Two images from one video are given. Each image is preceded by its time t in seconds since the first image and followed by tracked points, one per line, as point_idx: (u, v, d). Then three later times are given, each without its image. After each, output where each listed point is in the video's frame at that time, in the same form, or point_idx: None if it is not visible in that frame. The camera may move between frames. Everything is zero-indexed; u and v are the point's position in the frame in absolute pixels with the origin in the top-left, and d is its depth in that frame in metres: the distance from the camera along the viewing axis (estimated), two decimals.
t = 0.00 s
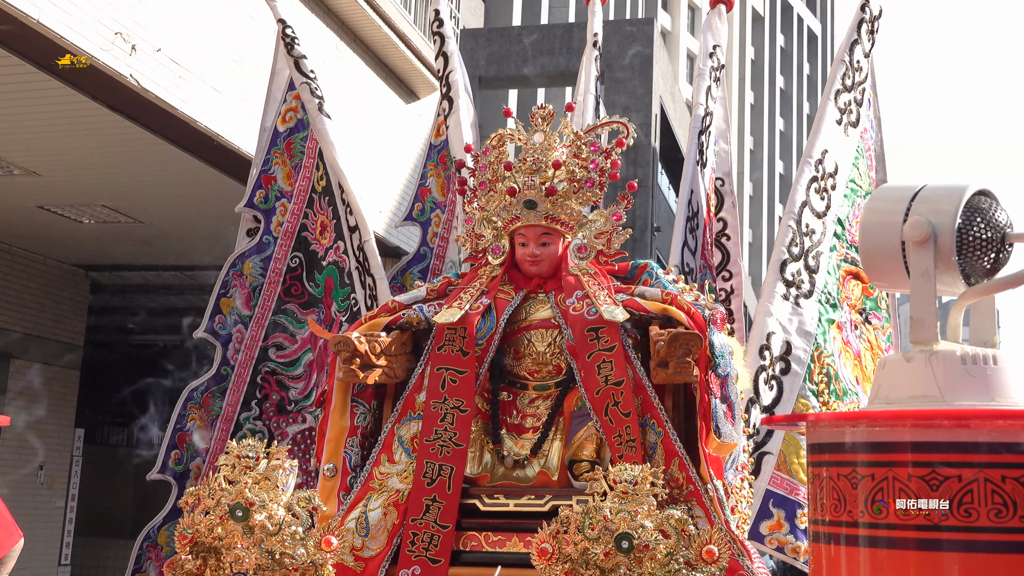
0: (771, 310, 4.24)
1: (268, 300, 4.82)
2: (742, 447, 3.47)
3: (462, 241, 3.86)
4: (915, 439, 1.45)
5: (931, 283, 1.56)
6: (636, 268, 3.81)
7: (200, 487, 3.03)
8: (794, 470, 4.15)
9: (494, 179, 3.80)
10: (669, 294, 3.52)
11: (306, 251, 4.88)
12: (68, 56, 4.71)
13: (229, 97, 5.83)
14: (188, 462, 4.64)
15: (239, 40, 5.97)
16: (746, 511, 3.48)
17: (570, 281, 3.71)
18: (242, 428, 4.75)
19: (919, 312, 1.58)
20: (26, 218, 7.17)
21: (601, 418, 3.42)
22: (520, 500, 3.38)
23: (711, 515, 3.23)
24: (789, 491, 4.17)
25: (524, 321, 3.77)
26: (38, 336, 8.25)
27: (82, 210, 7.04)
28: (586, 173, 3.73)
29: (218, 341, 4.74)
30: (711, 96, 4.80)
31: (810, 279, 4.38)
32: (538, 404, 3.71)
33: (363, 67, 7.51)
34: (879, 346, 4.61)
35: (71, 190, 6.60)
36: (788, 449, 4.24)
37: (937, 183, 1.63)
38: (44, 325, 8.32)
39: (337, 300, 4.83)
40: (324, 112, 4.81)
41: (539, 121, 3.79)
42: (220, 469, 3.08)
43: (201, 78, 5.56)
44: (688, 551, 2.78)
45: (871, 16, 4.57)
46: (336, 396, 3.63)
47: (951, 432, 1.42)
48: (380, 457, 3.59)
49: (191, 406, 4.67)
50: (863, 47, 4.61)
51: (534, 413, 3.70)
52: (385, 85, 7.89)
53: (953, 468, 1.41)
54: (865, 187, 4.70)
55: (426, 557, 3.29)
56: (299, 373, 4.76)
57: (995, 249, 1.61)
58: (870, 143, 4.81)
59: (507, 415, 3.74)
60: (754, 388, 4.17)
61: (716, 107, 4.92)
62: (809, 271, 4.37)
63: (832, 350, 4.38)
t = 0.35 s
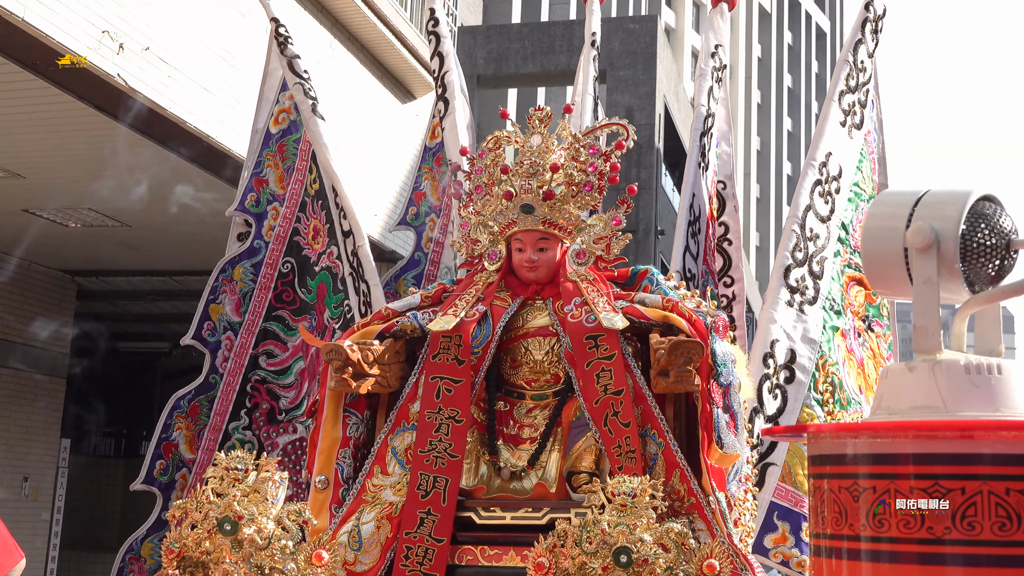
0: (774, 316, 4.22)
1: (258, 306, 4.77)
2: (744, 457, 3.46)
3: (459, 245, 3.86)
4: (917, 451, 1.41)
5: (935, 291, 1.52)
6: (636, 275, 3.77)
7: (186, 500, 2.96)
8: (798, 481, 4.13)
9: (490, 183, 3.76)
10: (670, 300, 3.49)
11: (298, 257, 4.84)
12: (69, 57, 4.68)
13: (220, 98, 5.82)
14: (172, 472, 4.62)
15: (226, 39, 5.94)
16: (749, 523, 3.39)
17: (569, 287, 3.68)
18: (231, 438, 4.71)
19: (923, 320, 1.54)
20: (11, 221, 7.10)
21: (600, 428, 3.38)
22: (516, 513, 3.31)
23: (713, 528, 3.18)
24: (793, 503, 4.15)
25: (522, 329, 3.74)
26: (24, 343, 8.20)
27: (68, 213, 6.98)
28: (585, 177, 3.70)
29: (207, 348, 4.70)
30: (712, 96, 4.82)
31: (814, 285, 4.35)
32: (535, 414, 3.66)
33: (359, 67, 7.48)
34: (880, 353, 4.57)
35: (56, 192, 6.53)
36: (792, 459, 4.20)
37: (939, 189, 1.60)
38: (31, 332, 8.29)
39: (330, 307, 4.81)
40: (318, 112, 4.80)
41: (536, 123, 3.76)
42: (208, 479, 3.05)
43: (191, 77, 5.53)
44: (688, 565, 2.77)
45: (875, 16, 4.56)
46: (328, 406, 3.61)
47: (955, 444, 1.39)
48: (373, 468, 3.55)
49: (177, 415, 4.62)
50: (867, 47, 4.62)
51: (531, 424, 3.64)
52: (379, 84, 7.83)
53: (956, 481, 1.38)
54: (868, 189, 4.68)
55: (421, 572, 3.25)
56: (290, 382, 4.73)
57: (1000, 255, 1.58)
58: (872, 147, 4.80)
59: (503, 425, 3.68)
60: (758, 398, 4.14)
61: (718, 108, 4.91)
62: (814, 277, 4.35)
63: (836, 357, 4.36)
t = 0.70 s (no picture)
0: (783, 317, 4.17)
1: (252, 305, 4.75)
2: (751, 462, 3.40)
3: (457, 243, 3.81)
4: (925, 452, 1.38)
5: (943, 289, 1.49)
6: (640, 273, 3.75)
7: (178, 503, 2.96)
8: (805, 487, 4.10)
9: (490, 179, 3.72)
10: (675, 300, 3.45)
11: (293, 255, 4.80)
12: (68, 56, 4.70)
13: (216, 95, 5.80)
14: (164, 476, 4.61)
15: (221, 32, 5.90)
16: (756, 528, 3.37)
17: (570, 285, 3.65)
18: (224, 441, 4.68)
19: (932, 320, 1.51)
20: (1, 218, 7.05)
21: (603, 430, 3.35)
22: (516, 517, 3.28)
23: (718, 532, 3.19)
24: (801, 509, 4.12)
25: (522, 329, 3.70)
26: (8, 343, 8.13)
27: (55, 211, 6.91)
28: (588, 173, 3.66)
29: (199, 350, 4.64)
30: (720, 90, 4.77)
31: (823, 284, 4.32)
32: (536, 416, 3.63)
33: (357, 59, 7.47)
34: (887, 355, 4.60)
35: (44, 189, 6.48)
36: (800, 461, 4.16)
37: (950, 183, 1.57)
38: (17, 333, 8.24)
39: (326, 306, 4.73)
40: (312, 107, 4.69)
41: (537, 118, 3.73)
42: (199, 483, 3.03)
43: (184, 71, 5.49)
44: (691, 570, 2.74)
45: (886, 8, 4.53)
46: (323, 406, 3.58)
47: (964, 444, 1.35)
48: (370, 472, 3.50)
49: (169, 417, 4.58)
50: (877, 40, 4.59)
51: (532, 426, 3.61)
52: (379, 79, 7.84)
53: (965, 482, 1.35)
54: (876, 187, 4.66)
55: None
56: (285, 384, 4.70)
57: (1010, 253, 1.55)
58: (881, 142, 4.78)
59: (503, 427, 3.65)
60: (766, 400, 4.09)
61: (725, 104, 4.89)
62: (822, 276, 4.31)
63: (845, 358, 4.34)
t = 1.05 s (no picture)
0: (795, 309, 4.14)
1: (251, 297, 4.71)
2: (762, 458, 3.36)
3: (459, 234, 3.76)
4: (938, 446, 1.34)
5: (960, 278, 1.44)
6: (647, 264, 3.70)
7: (172, 499, 2.94)
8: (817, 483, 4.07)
9: (493, 168, 3.69)
10: (683, 292, 3.41)
11: (292, 247, 4.77)
12: (68, 56, 4.80)
13: (208, 79, 5.75)
14: (160, 473, 4.59)
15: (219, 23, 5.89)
16: (768, 526, 3.33)
17: (576, 276, 3.59)
18: (222, 438, 4.67)
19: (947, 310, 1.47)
20: None
21: (609, 426, 3.32)
22: (521, 515, 3.25)
23: (728, 531, 3.16)
24: (814, 506, 4.08)
25: (526, 321, 3.65)
26: None
27: (47, 202, 6.85)
28: (594, 162, 3.63)
29: (196, 343, 4.63)
30: (732, 75, 4.69)
31: (837, 276, 4.27)
32: (540, 411, 3.58)
33: (357, 46, 7.40)
34: (903, 347, 4.56)
35: (37, 180, 6.44)
36: (812, 457, 4.12)
37: (965, 169, 1.53)
38: (8, 328, 7.91)
39: (325, 299, 4.74)
40: (309, 94, 4.71)
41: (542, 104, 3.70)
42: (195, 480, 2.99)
43: (176, 57, 5.44)
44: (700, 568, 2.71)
45: None
46: (321, 400, 3.52)
47: (980, 438, 1.32)
48: (371, 469, 3.48)
49: (165, 413, 4.58)
50: (891, 24, 4.54)
51: (536, 421, 3.57)
52: (379, 64, 7.77)
53: (981, 477, 1.31)
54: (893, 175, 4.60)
55: None
56: (284, 378, 4.67)
57: None
58: (898, 129, 4.74)
59: (508, 422, 3.61)
60: (778, 395, 4.06)
61: (738, 90, 4.85)
62: (835, 268, 4.27)
63: (859, 351, 4.30)
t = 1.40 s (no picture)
0: (807, 309, 4.08)
1: (247, 293, 4.69)
2: (772, 462, 3.33)
3: (462, 231, 3.76)
4: (953, 455, 1.31)
5: (975, 281, 1.41)
6: (655, 262, 3.67)
7: (165, 504, 2.92)
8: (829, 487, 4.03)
9: (497, 162, 3.66)
10: (691, 290, 3.37)
11: (290, 242, 4.75)
12: (67, 56, 4.89)
13: (204, 67, 5.69)
14: (154, 473, 4.57)
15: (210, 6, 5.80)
16: (778, 533, 3.30)
17: (581, 274, 3.56)
18: (217, 438, 4.64)
19: (962, 313, 1.43)
20: None
21: (615, 429, 3.27)
22: (524, 520, 3.21)
23: (737, 538, 3.11)
24: (824, 512, 4.02)
25: (530, 321, 3.62)
26: None
27: (38, 192, 6.82)
28: (600, 156, 3.59)
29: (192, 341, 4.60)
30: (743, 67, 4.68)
31: (850, 275, 4.23)
32: (544, 413, 3.55)
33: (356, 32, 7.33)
34: (922, 349, 4.54)
35: (31, 169, 6.42)
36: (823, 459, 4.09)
37: (982, 169, 1.49)
38: None
39: (323, 295, 4.71)
40: (309, 84, 4.69)
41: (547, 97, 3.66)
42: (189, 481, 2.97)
43: (172, 44, 5.38)
44: None
45: None
46: (319, 400, 3.50)
47: (996, 446, 1.29)
48: (370, 471, 3.44)
49: (159, 412, 4.55)
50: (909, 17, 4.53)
51: (540, 423, 3.53)
52: (379, 52, 7.72)
53: (996, 486, 1.28)
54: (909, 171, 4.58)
55: None
56: (281, 377, 4.63)
57: None
58: (916, 123, 4.71)
59: (510, 424, 3.58)
60: (789, 397, 3.98)
61: (750, 82, 4.81)
62: (850, 266, 4.22)
63: (874, 352, 4.25)
